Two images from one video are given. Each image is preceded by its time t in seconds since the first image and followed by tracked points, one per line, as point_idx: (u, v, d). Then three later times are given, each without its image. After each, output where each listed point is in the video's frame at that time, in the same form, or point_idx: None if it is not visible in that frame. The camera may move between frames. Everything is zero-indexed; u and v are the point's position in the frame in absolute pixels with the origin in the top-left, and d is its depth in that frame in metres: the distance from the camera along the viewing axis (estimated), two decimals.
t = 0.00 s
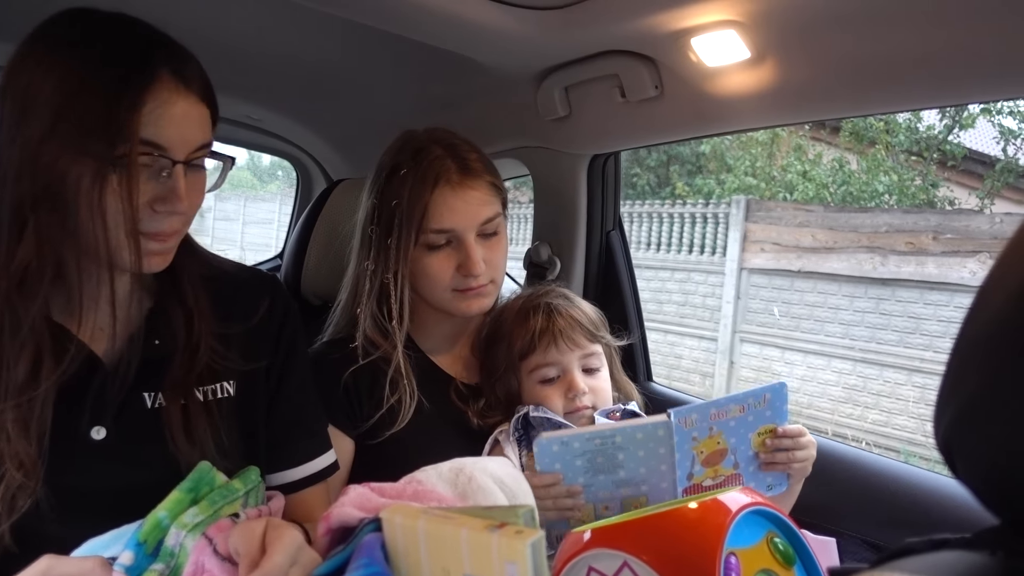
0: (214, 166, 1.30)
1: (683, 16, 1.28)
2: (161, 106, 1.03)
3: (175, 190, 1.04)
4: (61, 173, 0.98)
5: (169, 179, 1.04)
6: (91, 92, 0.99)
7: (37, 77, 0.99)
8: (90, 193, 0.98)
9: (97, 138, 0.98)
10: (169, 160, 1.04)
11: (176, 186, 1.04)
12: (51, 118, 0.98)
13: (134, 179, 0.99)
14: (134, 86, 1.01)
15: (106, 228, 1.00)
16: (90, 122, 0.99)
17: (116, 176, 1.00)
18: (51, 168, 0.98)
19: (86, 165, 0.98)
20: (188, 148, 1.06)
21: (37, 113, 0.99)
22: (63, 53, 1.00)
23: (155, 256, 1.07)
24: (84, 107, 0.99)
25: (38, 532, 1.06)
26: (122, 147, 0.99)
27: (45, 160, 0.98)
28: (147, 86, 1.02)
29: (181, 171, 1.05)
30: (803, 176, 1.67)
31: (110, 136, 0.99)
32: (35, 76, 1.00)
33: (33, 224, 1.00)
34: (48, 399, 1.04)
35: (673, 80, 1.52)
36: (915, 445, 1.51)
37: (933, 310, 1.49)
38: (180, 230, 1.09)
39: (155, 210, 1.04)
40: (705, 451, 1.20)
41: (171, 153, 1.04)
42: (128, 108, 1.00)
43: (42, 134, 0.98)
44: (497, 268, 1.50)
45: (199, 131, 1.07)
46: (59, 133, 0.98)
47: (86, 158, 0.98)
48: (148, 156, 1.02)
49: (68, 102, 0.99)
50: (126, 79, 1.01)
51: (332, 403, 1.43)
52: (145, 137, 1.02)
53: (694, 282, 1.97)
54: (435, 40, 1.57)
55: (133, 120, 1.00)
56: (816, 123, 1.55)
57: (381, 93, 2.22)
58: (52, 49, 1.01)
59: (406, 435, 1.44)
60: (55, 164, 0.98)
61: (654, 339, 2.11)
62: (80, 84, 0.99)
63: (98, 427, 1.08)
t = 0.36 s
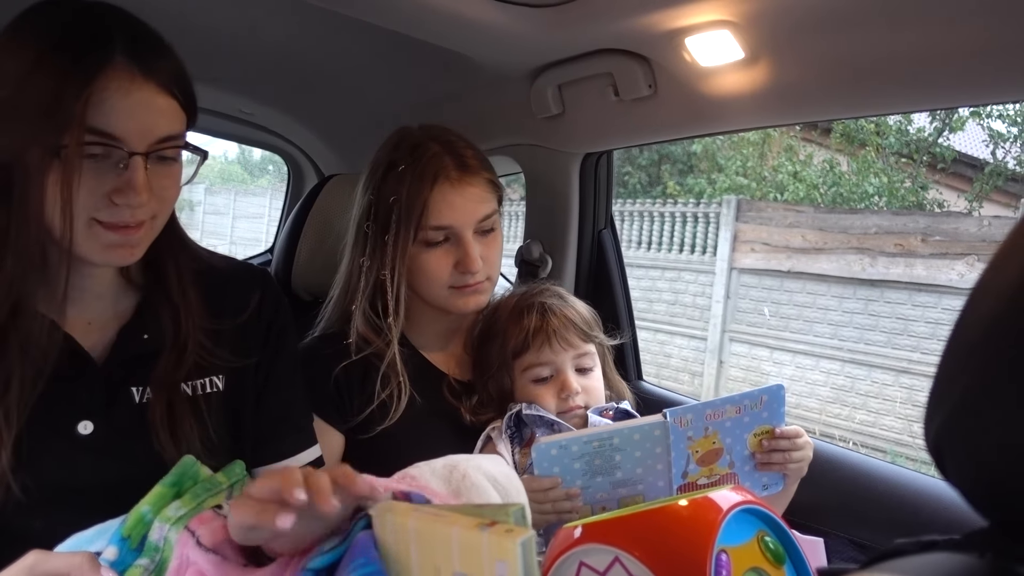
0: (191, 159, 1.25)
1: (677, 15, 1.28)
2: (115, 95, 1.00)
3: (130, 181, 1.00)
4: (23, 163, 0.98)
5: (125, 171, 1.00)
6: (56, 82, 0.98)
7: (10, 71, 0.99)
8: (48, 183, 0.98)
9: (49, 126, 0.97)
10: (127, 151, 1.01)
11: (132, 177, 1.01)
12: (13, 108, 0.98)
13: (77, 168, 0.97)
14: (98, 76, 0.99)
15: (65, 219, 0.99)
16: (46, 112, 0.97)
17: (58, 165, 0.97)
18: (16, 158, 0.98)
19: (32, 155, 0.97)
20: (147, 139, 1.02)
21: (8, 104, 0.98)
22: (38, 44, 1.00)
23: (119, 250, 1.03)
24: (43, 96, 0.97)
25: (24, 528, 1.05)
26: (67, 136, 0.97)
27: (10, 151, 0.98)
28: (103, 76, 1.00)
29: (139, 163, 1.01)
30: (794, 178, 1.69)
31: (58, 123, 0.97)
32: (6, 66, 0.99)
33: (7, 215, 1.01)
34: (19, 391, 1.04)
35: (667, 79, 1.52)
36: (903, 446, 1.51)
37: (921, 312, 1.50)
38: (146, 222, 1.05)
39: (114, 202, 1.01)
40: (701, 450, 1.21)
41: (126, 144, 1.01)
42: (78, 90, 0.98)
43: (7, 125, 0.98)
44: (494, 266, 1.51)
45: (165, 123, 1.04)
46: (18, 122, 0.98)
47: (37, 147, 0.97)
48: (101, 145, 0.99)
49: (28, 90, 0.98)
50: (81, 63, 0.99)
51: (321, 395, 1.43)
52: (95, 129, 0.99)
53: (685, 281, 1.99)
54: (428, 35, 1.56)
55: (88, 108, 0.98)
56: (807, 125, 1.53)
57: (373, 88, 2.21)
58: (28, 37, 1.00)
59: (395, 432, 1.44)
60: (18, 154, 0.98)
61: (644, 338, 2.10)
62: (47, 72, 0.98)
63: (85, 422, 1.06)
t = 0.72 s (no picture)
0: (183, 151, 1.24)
1: (676, 11, 1.28)
2: (113, 87, 1.00)
3: (129, 172, 1.00)
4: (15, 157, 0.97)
5: (124, 164, 1.00)
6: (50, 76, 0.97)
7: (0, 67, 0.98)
8: (40, 176, 0.97)
9: (41, 118, 0.96)
10: (124, 144, 1.01)
11: (131, 169, 1.01)
12: (5, 102, 0.97)
13: (76, 160, 0.98)
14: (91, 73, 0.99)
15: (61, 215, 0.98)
16: (35, 103, 0.96)
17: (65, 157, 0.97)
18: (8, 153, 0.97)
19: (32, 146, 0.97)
20: (144, 130, 1.03)
21: None
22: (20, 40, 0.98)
23: (121, 240, 1.03)
24: (34, 87, 0.97)
25: (21, 521, 1.05)
26: (65, 129, 0.97)
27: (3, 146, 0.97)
28: (98, 68, 1.00)
29: (138, 155, 1.01)
30: (791, 175, 1.68)
31: (54, 115, 0.96)
32: None
33: None
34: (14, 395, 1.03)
35: (665, 76, 1.52)
36: (897, 444, 1.52)
37: (917, 310, 1.51)
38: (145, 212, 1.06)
39: (114, 193, 1.00)
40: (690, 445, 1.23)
41: (125, 135, 1.01)
42: (69, 87, 0.97)
43: None
44: (497, 261, 1.51)
45: (156, 113, 1.04)
46: (11, 119, 0.97)
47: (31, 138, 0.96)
48: (99, 139, 0.99)
49: (17, 80, 0.97)
50: (77, 64, 0.99)
51: (317, 388, 1.42)
52: (94, 121, 0.99)
53: (681, 278, 1.97)
54: (424, 29, 1.55)
55: (81, 101, 0.98)
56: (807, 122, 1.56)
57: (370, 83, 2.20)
58: (17, 24, 0.99)
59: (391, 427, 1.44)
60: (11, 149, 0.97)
61: (640, 335, 2.11)
62: (38, 62, 0.98)
63: (76, 415, 1.06)
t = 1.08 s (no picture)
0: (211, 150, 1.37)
1: (683, 7, 1.28)
2: (182, 84, 1.03)
3: (191, 164, 1.05)
4: (73, 156, 0.96)
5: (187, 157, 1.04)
6: (113, 73, 0.97)
7: (43, 60, 0.96)
8: (115, 174, 0.97)
9: (123, 116, 0.97)
10: (189, 138, 1.04)
11: (190, 161, 1.05)
12: (70, 101, 0.96)
13: (167, 155, 1.00)
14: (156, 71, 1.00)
15: (150, 214, 1.00)
16: (112, 100, 0.97)
17: (148, 153, 0.99)
18: (68, 151, 0.96)
19: (113, 144, 0.97)
20: (197, 126, 1.07)
21: (47, 98, 0.95)
22: (54, 35, 0.97)
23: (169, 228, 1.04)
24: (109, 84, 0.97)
25: (27, 513, 1.05)
26: (153, 125, 0.99)
27: (60, 144, 0.95)
28: (172, 64, 1.02)
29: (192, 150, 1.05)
30: (794, 172, 1.67)
31: (140, 112, 0.98)
32: (42, 57, 0.96)
33: (51, 209, 0.98)
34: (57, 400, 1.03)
35: (671, 73, 1.51)
36: (898, 442, 1.54)
37: (919, 308, 1.52)
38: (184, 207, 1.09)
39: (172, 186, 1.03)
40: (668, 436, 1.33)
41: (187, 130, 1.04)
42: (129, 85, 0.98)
43: (58, 116, 0.95)
44: (502, 256, 1.51)
45: (201, 109, 1.07)
46: (79, 118, 0.96)
47: (114, 136, 0.96)
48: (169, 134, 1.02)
49: (74, 74, 0.96)
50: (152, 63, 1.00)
51: (320, 382, 1.42)
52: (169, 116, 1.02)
53: (684, 274, 1.97)
54: (429, 22, 1.55)
55: (160, 99, 0.99)
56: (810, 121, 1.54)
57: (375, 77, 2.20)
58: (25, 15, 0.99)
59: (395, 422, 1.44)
60: (72, 148, 0.96)
61: (643, 331, 2.10)
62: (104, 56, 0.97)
63: (79, 406, 1.07)
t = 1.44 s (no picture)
0: (240, 136, 1.44)
1: None
2: (224, 76, 1.03)
3: (223, 155, 1.05)
4: (113, 142, 0.97)
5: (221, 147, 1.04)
6: (152, 63, 0.97)
7: (85, 46, 0.96)
8: (151, 162, 0.98)
9: (163, 105, 0.97)
10: (224, 129, 1.04)
11: (224, 152, 1.05)
12: (113, 89, 0.96)
13: (201, 144, 1.00)
14: (192, 61, 0.99)
15: (184, 201, 1.01)
16: (153, 89, 0.97)
17: (183, 141, 0.99)
18: (109, 136, 0.97)
19: (152, 132, 0.98)
20: (232, 117, 1.07)
21: (89, 82, 0.96)
22: (98, 24, 0.97)
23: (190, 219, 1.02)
24: (152, 73, 0.97)
25: (48, 495, 1.06)
26: (190, 114, 0.99)
27: (102, 129, 0.96)
28: (212, 55, 1.01)
29: (224, 139, 1.05)
30: (813, 154, 1.63)
31: (180, 101, 0.98)
32: (84, 44, 0.96)
33: (92, 189, 1.00)
34: (88, 372, 1.06)
35: (694, 58, 1.48)
36: (914, 427, 1.54)
37: (937, 292, 1.51)
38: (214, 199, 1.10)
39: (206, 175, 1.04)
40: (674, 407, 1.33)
41: (222, 121, 1.04)
42: (169, 77, 0.98)
43: (99, 103, 0.96)
44: (522, 243, 1.49)
45: (235, 100, 1.06)
46: (120, 105, 0.96)
47: (153, 124, 0.98)
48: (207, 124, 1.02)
49: (116, 62, 0.96)
50: (191, 53, 0.99)
51: (336, 369, 1.43)
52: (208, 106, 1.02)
53: (699, 256, 1.93)
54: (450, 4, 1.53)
55: (199, 88, 1.00)
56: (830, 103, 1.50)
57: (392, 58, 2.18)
58: None
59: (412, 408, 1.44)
60: (113, 134, 0.97)
61: (656, 311, 2.06)
62: (144, 46, 0.97)
63: (102, 391, 1.08)
